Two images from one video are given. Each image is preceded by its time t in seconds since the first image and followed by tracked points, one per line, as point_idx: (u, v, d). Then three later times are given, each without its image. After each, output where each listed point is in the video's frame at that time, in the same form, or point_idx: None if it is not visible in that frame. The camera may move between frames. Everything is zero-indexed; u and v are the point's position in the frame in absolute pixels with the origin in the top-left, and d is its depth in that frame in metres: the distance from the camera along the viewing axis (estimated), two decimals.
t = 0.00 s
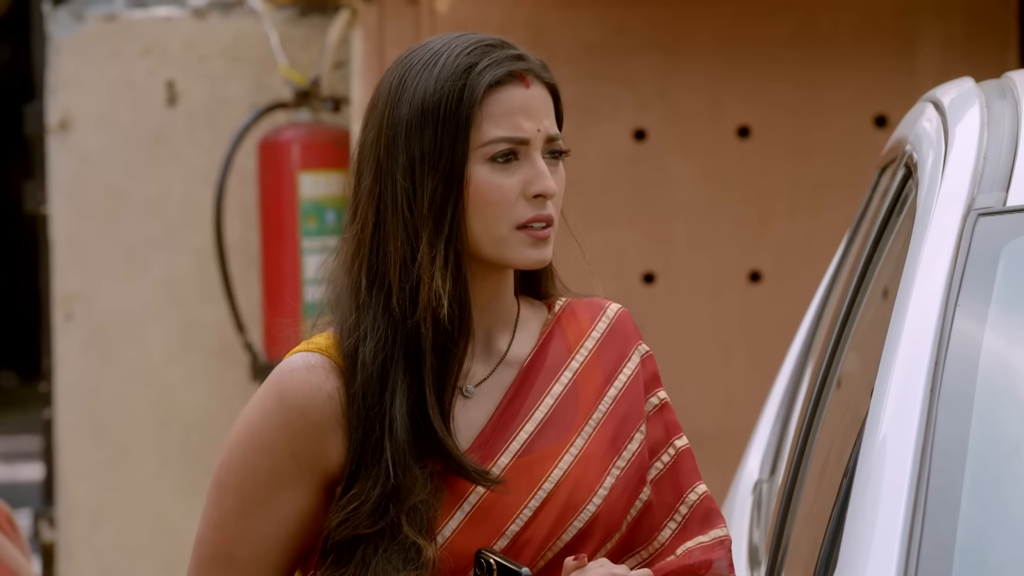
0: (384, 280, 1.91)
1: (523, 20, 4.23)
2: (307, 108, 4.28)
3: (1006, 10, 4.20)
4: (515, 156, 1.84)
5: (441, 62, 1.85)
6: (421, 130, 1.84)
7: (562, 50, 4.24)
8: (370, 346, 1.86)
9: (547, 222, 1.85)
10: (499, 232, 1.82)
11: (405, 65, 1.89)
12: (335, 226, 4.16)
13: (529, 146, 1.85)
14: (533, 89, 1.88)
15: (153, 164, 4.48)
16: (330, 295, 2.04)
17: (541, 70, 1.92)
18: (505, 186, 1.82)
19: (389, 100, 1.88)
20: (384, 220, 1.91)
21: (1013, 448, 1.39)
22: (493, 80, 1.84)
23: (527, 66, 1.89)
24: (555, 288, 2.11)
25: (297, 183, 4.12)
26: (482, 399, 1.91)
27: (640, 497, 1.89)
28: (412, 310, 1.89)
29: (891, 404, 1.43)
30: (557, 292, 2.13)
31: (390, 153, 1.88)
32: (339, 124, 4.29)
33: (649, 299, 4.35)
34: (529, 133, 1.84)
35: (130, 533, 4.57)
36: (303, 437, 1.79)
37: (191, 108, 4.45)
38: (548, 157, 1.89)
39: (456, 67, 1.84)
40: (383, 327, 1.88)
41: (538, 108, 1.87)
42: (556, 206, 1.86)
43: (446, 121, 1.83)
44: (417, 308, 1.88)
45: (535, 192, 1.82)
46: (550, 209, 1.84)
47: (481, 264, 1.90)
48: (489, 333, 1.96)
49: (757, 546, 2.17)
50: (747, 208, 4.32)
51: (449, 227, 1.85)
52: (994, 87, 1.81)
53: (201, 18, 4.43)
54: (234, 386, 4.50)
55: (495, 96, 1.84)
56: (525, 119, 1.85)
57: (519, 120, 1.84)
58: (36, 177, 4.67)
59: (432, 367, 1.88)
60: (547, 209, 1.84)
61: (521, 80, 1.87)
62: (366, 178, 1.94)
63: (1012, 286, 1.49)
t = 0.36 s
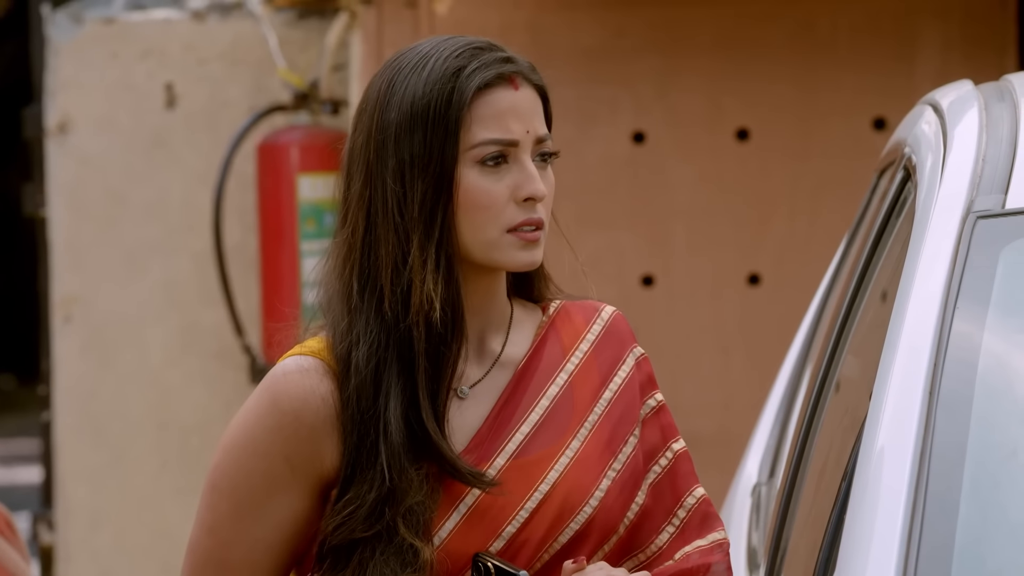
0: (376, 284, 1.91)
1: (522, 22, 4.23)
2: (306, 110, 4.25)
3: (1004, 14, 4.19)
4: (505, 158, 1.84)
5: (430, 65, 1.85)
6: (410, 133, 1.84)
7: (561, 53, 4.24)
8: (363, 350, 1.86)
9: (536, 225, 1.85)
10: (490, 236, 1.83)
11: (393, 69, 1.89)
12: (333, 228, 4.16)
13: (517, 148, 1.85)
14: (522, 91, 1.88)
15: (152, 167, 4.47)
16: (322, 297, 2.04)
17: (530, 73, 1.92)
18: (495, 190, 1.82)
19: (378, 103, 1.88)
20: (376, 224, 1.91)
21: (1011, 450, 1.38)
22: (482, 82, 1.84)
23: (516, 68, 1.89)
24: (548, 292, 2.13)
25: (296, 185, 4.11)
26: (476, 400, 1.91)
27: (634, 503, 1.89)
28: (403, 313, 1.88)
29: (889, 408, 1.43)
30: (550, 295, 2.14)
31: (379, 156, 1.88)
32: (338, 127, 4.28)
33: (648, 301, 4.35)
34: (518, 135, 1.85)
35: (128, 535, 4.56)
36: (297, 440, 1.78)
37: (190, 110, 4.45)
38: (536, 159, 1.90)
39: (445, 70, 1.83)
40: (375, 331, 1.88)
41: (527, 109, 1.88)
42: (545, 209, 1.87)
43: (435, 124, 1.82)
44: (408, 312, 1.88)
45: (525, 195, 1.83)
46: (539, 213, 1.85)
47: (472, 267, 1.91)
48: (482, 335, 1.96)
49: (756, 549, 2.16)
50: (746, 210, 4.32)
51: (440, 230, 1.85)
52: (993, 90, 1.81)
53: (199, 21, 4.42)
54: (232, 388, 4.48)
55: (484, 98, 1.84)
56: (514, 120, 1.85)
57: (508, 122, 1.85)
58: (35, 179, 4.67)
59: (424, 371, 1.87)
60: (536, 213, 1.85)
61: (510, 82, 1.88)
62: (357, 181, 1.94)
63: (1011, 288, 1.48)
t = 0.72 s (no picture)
0: (350, 302, 1.88)
1: (523, 26, 4.25)
2: (307, 113, 4.22)
3: (1006, 17, 4.19)
4: (466, 157, 1.82)
5: (381, 75, 1.83)
6: (368, 146, 1.81)
7: (561, 57, 4.25)
8: (344, 369, 1.84)
9: (508, 218, 1.84)
10: (459, 237, 1.81)
11: (346, 85, 1.87)
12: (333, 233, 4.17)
13: (478, 145, 1.83)
14: (476, 88, 1.86)
15: (153, 170, 4.47)
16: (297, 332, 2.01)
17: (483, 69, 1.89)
18: (460, 191, 1.80)
19: (335, 119, 1.86)
20: (345, 244, 1.87)
21: (1014, 454, 1.38)
22: (433, 84, 1.81)
23: (468, 66, 1.87)
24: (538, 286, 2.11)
25: (296, 189, 4.11)
26: (470, 410, 1.90)
27: (632, 509, 1.88)
28: (383, 327, 1.86)
29: (890, 412, 1.43)
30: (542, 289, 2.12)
31: (341, 173, 1.85)
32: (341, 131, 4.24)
33: (649, 304, 4.35)
34: (476, 132, 1.82)
35: (128, 539, 4.56)
36: (287, 462, 1.78)
37: (191, 114, 4.45)
38: (504, 156, 1.87)
39: (396, 77, 1.82)
40: (356, 349, 1.85)
41: (484, 105, 1.85)
42: (516, 202, 1.85)
43: (391, 133, 1.80)
44: (387, 326, 1.86)
45: (491, 190, 1.81)
46: (508, 206, 1.83)
47: (455, 272, 1.90)
48: (472, 341, 1.95)
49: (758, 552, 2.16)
50: (747, 213, 4.32)
51: (410, 239, 1.83)
52: (993, 94, 1.81)
53: (200, 24, 4.43)
54: (233, 392, 4.48)
55: (437, 100, 1.82)
56: (470, 118, 1.83)
57: (463, 120, 1.82)
58: (36, 183, 4.67)
59: (409, 382, 1.85)
60: (505, 207, 1.83)
61: (463, 80, 1.85)
62: (323, 203, 1.91)
63: (1012, 293, 1.49)
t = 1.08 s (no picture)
0: (292, 303, 1.97)
1: (528, 19, 4.23)
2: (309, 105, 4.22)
3: (1010, 8, 4.21)
4: (416, 137, 1.87)
5: (317, 70, 1.91)
6: (309, 141, 1.90)
7: (566, 50, 4.25)
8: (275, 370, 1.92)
9: (466, 193, 1.88)
10: (419, 219, 1.85)
11: (288, 85, 1.95)
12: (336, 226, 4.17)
13: (425, 124, 1.88)
14: (414, 68, 1.91)
15: (157, 163, 4.48)
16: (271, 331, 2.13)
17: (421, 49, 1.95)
18: (413, 172, 1.86)
19: (278, 120, 1.95)
20: (287, 245, 1.98)
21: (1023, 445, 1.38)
22: (367, 70, 1.87)
23: (403, 48, 1.93)
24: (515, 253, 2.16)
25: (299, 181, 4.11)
26: (458, 395, 1.96)
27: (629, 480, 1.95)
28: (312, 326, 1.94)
29: (895, 402, 1.44)
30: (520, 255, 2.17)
31: (284, 176, 1.95)
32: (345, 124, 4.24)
33: (653, 297, 4.34)
34: (420, 111, 1.88)
35: (133, 531, 4.57)
36: (264, 470, 1.88)
37: (195, 106, 4.46)
38: (455, 132, 1.91)
39: (330, 70, 1.89)
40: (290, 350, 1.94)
41: (426, 83, 1.91)
42: (472, 176, 1.89)
43: (328, 126, 1.88)
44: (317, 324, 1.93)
45: (445, 166, 1.85)
46: (465, 180, 1.87)
47: (433, 261, 1.94)
48: (456, 323, 2.00)
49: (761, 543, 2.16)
50: (751, 206, 4.32)
51: (346, 230, 1.91)
52: (998, 85, 1.81)
53: (204, 16, 4.44)
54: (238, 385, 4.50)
55: (377, 85, 1.88)
56: (413, 98, 1.88)
57: (406, 101, 1.88)
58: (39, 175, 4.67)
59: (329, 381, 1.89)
60: (461, 181, 1.87)
61: (401, 62, 1.91)
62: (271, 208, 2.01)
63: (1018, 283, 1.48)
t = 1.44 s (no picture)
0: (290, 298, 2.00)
1: (539, 20, 4.23)
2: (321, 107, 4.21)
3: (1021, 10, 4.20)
4: (431, 134, 1.90)
5: (333, 62, 1.93)
6: (320, 133, 1.93)
7: (577, 51, 4.25)
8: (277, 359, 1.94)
9: (481, 191, 1.91)
10: (434, 215, 1.88)
11: (303, 78, 1.98)
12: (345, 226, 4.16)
13: (440, 121, 1.91)
14: (431, 64, 1.95)
15: (168, 164, 4.49)
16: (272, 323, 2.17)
17: (438, 46, 1.98)
18: (427, 168, 1.89)
19: (291, 111, 1.98)
20: (291, 236, 2.01)
21: None
22: (384, 65, 1.91)
23: (420, 44, 1.96)
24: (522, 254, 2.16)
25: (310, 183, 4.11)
26: (463, 396, 1.98)
27: (638, 483, 1.94)
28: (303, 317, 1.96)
29: (906, 404, 1.43)
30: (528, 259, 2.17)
31: (291, 165, 1.99)
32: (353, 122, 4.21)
33: (664, 298, 4.35)
34: (437, 108, 1.91)
35: (144, 532, 4.58)
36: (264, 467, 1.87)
37: (206, 107, 4.47)
38: (469, 133, 1.95)
39: (346, 62, 1.92)
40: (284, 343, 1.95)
41: (443, 80, 1.94)
42: (485, 174, 1.92)
43: (342, 118, 1.91)
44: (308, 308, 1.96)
45: (459, 163, 1.88)
46: (478, 178, 1.91)
47: (443, 259, 1.96)
48: (464, 324, 2.02)
49: (772, 545, 2.17)
50: (762, 207, 4.32)
51: (348, 222, 1.94)
52: (1009, 86, 1.81)
53: (215, 17, 4.44)
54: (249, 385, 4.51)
55: (393, 81, 1.91)
56: (429, 95, 1.91)
57: (423, 97, 1.91)
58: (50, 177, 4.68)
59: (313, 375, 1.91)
60: (475, 178, 1.90)
61: (418, 58, 1.94)
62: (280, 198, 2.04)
63: None
